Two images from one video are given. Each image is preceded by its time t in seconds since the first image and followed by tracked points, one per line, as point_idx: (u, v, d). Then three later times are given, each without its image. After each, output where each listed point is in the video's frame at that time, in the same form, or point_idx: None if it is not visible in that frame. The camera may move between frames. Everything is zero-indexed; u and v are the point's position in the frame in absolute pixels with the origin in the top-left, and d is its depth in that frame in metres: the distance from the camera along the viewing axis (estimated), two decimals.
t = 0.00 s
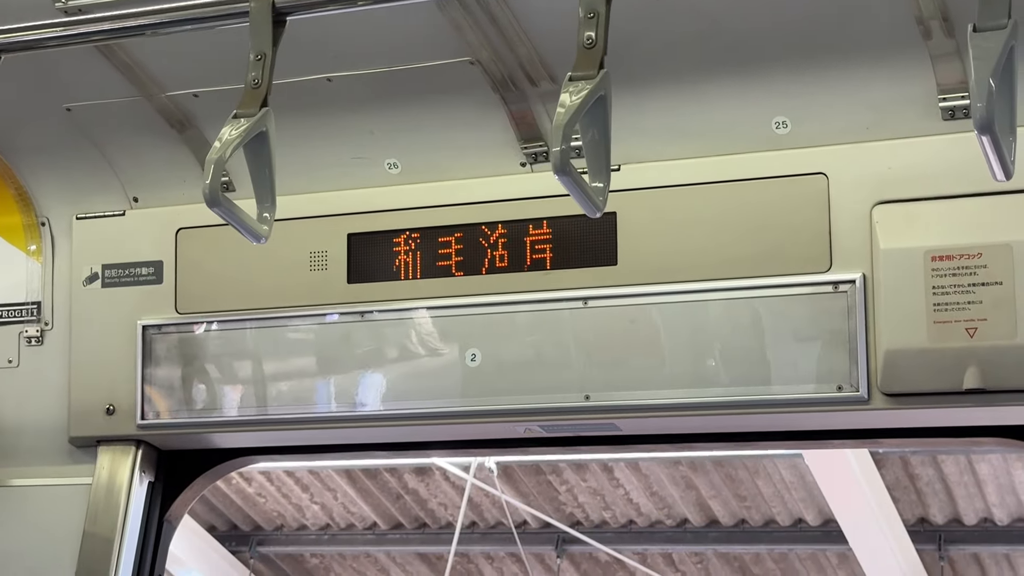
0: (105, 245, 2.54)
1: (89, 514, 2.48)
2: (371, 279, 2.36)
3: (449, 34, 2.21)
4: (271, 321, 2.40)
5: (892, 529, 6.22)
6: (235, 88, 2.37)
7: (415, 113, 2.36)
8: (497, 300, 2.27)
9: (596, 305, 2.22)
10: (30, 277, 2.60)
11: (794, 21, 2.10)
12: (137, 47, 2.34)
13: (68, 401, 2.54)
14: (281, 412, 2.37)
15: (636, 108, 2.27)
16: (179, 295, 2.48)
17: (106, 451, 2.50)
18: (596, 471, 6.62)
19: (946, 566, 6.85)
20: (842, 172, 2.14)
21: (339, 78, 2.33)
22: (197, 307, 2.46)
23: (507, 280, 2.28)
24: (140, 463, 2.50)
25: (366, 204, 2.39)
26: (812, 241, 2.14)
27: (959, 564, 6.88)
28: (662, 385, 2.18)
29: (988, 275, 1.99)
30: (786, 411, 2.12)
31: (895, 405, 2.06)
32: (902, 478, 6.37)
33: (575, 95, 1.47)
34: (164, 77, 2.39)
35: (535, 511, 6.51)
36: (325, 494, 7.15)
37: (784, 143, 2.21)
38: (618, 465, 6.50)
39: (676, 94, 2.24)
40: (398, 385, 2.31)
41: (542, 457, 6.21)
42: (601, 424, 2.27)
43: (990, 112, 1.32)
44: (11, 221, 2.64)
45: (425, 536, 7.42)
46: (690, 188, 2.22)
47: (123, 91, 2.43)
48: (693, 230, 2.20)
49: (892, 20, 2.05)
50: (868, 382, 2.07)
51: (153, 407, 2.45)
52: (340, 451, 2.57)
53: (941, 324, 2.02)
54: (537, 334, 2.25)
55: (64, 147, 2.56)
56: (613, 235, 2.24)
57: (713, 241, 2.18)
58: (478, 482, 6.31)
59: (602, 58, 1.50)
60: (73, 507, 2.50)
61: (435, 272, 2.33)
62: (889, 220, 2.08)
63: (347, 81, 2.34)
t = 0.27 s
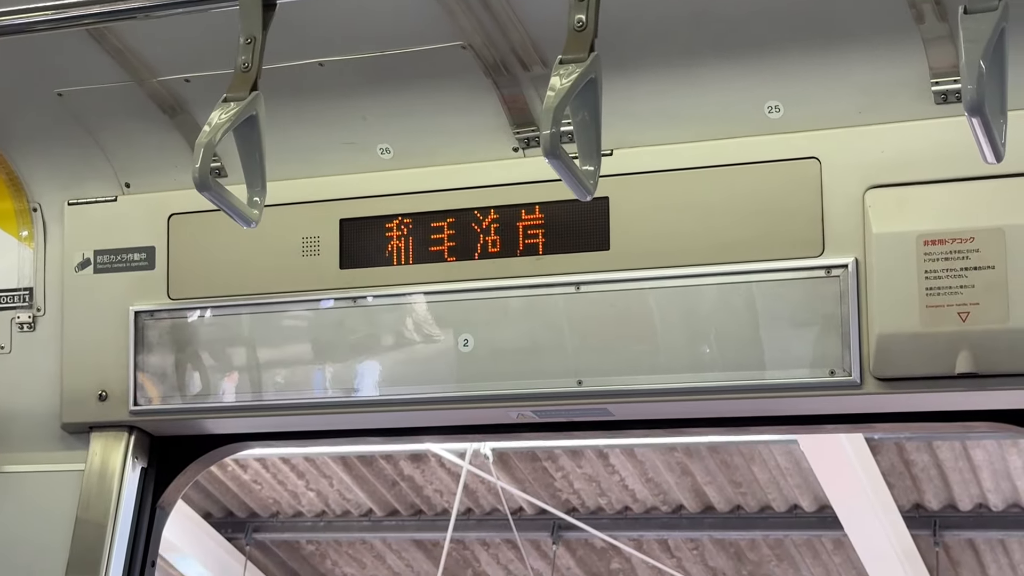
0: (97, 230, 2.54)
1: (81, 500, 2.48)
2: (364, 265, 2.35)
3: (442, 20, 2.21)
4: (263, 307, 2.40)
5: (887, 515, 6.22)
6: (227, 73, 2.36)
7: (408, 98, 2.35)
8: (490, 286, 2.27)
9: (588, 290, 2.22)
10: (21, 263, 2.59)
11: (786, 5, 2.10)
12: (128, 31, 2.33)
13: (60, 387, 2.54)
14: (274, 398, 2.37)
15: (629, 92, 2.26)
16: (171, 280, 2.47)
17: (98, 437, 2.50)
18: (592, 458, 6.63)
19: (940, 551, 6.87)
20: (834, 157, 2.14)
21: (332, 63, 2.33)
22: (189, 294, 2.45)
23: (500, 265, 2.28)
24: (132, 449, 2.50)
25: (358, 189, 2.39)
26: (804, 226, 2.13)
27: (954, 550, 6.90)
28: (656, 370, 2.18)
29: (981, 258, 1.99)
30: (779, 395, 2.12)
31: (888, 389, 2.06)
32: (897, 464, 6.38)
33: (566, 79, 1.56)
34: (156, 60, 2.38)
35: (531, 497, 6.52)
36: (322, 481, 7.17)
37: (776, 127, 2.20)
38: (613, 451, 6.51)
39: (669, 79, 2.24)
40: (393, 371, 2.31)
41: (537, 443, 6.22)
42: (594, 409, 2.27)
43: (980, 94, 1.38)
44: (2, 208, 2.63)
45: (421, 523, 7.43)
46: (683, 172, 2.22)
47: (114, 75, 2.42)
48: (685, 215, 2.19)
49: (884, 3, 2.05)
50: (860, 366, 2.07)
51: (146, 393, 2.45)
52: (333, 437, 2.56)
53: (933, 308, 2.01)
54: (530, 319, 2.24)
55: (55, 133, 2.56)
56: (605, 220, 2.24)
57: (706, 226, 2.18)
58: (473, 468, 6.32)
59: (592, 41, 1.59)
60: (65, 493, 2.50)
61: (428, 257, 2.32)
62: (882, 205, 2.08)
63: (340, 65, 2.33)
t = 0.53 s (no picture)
0: (94, 217, 2.54)
1: (79, 486, 2.48)
2: (361, 251, 2.35)
3: (440, 7, 2.20)
4: (261, 293, 2.40)
5: (883, 504, 6.23)
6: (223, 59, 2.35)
7: (404, 85, 2.35)
8: (487, 271, 2.27)
9: (586, 275, 2.22)
10: (18, 250, 2.59)
11: None
12: (124, 17, 2.32)
13: (57, 373, 2.54)
14: (272, 384, 2.37)
15: (626, 78, 2.26)
16: (168, 267, 2.47)
17: (95, 423, 2.50)
18: (589, 446, 6.64)
19: (936, 538, 6.90)
20: (830, 142, 2.14)
21: (328, 49, 2.32)
22: (186, 280, 2.45)
23: (497, 250, 2.28)
24: (130, 435, 2.51)
25: (355, 175, 2.39)
26: (801, 210, 2.14)
27: (950, 538, 6.92)
28: (652, 355, 2.18)
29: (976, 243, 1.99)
30: (776, 380, 2.12)
31: (884, 373, 2.07)
32: (894, 452, 6.40)
33: (563, 62, 1.57)
34: (152, 46, 2.37)
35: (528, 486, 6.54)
36: (319, 470, 7.19)
37: (773, 112, 2.21)
38: (610, 439, 6.52)
39: (666, 65, 2.23)
40: (390, 358, 2.31)
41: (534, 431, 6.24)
42: (591, 394, 2.28)
43: (978, 75, 1.40)
44: None
45: (418, 512, 7.44)
46: (680, 157, 2.22)
47: (110, 62, 2.42)
48: (682, 200, 2.20)
49: None
50: (857, 351, 2.07)
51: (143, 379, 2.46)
52: (330, 423, 2.57)
53: (930, 293, 2.02)
54: (527, 305, 2.25)
55: (52, 119, 2.56)
56: (602, 205, 2.24)
57: (703, 211, 2.18)
58: (470, 457, 6.33)
59: (589, 25, 1.61)
60: (62, 479, 2.50)
61: (425, 243, 2.32)
62: (878, 190, 2.08)
63: (336, 51, 2.33)
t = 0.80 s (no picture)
0: (92, 208, 2.54)
1: (78, 477, 2.48)
2: (359, 242, 2.35)
3: None
4: (259, 284, 2.39)
5: (882, 495, 6.24)
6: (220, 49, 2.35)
7: (402, 75, 2.35)
8: (485, 262, 2.27)
9: (584, 265, 2.22)
10: (16, 241, 2.59)
11: None
12: (122, 7, 2.32)
13: (55, 364, 2.54)
14: (271, 374, 2.37)
15: (624, 68, 2.25)
16: (166, 258, 2.47)
17: (94, 414, 2.51)
18: (587, 438, 6.65)
19: (934, 530, 6.91)
20: (828, 132, 2.14)
21: (326, 39, 2.32)
22: (184, 271, 2.45)
23: (495, 241, 2.28)
24: (129, 426, 2.51)
25: (353, 166, 2.39)
26: (799, 200, 2.14)
27: (948, 529, 6.93)
28: (650, 345, 2.18)
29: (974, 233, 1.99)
30: (774, 370, 2.13)
31: (882, 362, 2.07)
32: (892, 443, 6.41)
33: (560, 52, 1.58)
34: (149, 36, 2.37)
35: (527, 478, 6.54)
36: (318, 462, 7.21)
37: (770, 103, 2.21)
38: (609, 431, 6.53)
39: (663, 56, 2.23)
40: (389, 349, 2.31)
41: (533, 422, 6.25)
42: (589, 384, 2.28)
43: (975, 64, 1.41)
44: None
45: (417, 504, 7.45)
46: (678, 147, 2.22)
47: (107, 52, 2.41)
48: (681, 191, 2.20)
49: None
50: (855, 341, 2.08)
51: (142, 370, 2.46)
52: (329, 413, 2.57)
53: (928, 282, 2.02)
54: (525, 295, 2.25)
55: (49, 110, 2.55)
56: (600, 196, 2.24)
57: (701, 201, 2.18)
58: (469, 449, 6.34)
59: (587, 14, 1.62)
60: (60, 470, 2.50)
61: (423, 233, 2.32)
62: (876, 179, 2.09)
63: (334, 42, 2.32)
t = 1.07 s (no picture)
0: (92, 201, 2.54)
1: (78, 471, 2.48)
2: (359, 236, 2.36)
3: None
4: (259, 277, 2.40)
5: (881, 489, 6.24)
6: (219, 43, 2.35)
7: (402, 69, 2.35)
8: (485, 255, 2.27)
9: (584, 259, 2.22)
10: (16, 235, 2.60)
11: None
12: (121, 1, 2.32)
13: (56, 358, 2.54)
14: (272, 368, 2.38)
15: (623, 61, 2.26)
16: (166, 252, 2.47)
17: (94, 408, 2.51)
18: (587, 433, 6.66)
19: (933, 524, 6.93)
20: (828, 125, 2.15)
21: (325, 34, 2.32)
22: (185, 264, 2.46)
23: (495, 235, 2.28)
24: (129, 420, 2.51)
25: (352, 160, 2.40)
26: (799, 193, 2.14)
27: (947, 523, 6.94)
28: (650, 338, 2.19)
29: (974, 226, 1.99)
30: (774, 362, 2.13)
31: (882, 355, 2.07)
32: (891, 437, 6.42)
33: (560, 45, 1.59)
34: (149, 30, 2.37)
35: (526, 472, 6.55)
36: (318, 457, 7.22)
37: (770, 96, 2.21)
38: (608, 425, 6.53)
39: (663, 49, 2.23)
40: (390, 343, 2.31)
41: (532, 416, 6.25)
42: (589, 377, 2.28)
43: (976, 57, 1.41)
44: None
45: (416, 498, 7.46)
46: (678, 140, 2.22)
47: (107, 46, 2.41)
48: (681, 184, 2.20)
49: None
50: (854, 333, 2.08)
51: (143, 365, 2.46)
52: (329, 407, 2.57)
53: (927, 275, 2.02)
54: (526, 289, 2.25)
55: (49, 104, 2.55)
56: (600, 189, 2.25)
57: (701, 195, 2.18)
58: (468, 443, 6.35)
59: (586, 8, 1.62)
60: (60, 464, 2.50)
61: (423, 226, 2.32)
62: (876, 172, 2.09)
63: (333, 36, 2.32)
